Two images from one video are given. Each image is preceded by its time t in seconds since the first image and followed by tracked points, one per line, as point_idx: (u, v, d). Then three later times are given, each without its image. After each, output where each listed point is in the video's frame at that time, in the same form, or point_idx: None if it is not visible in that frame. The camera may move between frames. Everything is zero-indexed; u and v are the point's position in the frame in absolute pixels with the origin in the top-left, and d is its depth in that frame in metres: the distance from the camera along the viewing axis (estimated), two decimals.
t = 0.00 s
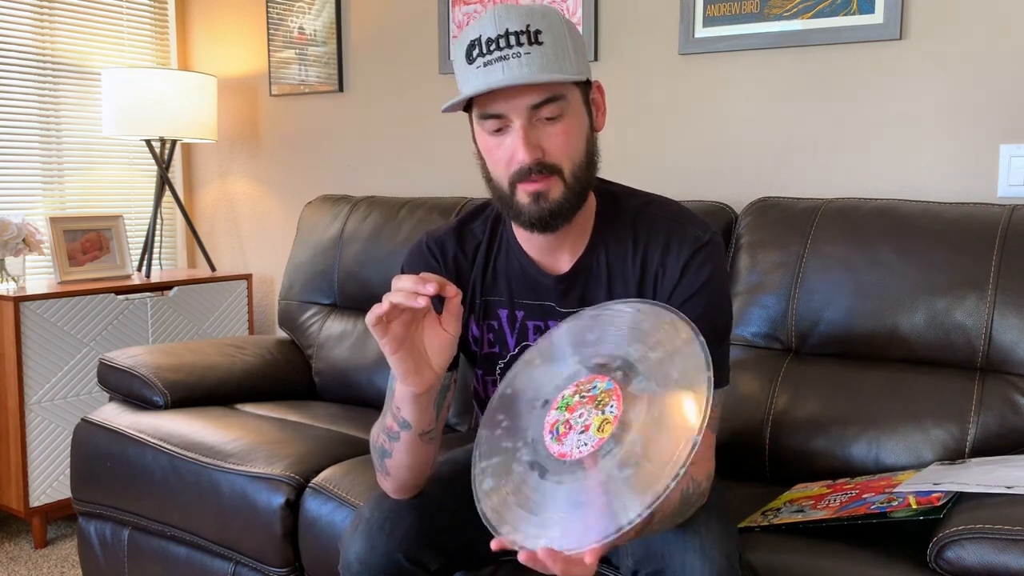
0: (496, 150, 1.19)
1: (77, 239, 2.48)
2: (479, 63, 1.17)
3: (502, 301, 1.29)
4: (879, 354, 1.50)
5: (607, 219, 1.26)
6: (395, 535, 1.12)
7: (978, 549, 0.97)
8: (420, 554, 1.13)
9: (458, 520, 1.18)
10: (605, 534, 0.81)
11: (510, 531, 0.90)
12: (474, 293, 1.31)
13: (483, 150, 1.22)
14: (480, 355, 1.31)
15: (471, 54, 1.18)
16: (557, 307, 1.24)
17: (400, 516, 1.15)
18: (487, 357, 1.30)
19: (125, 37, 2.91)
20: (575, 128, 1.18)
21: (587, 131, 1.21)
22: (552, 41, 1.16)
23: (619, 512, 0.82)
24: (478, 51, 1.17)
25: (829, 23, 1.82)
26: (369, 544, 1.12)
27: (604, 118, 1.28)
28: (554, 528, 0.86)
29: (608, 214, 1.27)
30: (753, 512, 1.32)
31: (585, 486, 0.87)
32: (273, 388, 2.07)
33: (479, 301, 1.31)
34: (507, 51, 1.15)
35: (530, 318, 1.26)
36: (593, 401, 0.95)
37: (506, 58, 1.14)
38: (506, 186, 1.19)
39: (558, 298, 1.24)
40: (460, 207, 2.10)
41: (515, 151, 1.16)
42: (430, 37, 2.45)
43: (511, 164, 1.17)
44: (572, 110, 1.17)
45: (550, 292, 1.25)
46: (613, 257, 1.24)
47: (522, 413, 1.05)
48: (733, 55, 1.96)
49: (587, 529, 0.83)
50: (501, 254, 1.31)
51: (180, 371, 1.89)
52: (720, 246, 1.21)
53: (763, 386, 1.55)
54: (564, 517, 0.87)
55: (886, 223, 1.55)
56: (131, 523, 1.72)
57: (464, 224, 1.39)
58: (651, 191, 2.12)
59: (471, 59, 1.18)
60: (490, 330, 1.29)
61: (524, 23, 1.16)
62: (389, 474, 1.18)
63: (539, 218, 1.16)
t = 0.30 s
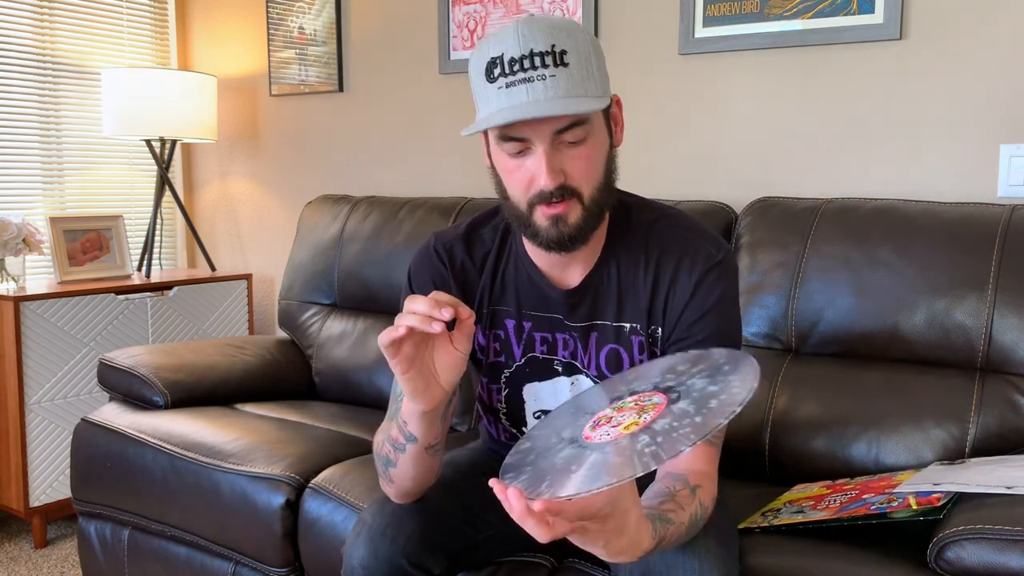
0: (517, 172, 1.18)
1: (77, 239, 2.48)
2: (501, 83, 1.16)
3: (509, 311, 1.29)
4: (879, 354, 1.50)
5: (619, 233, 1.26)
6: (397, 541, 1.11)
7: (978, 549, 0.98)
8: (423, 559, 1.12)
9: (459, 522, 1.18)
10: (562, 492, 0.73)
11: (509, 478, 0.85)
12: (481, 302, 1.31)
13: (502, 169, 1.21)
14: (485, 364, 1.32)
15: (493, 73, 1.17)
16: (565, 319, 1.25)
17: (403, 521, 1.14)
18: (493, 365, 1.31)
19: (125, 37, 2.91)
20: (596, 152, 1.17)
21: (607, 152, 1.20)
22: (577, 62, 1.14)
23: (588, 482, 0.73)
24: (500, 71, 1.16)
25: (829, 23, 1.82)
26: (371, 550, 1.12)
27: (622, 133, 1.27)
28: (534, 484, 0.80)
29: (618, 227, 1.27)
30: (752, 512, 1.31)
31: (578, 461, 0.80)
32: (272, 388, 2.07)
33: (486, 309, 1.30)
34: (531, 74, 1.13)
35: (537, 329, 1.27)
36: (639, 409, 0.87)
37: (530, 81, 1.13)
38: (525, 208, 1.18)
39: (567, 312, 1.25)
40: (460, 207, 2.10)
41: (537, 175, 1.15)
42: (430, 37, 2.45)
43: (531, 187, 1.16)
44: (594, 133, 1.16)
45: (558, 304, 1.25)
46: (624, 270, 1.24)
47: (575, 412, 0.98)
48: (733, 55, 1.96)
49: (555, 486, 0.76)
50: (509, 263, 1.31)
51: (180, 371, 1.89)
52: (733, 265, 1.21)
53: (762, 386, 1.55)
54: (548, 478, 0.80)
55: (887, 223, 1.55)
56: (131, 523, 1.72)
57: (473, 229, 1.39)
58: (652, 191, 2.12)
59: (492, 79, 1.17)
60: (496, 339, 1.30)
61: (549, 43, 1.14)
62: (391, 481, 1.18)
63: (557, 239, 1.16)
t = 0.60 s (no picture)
0: (529, 181, 1.17)
1: (77, 238, 2.48)
2: (515, 91, 1.15)
3: (514, 316, 1.29)
4: (879, 354, 1.50)
5: (626, 240, 1.26)
6: (398, 545, 1.11)
7: (978, 549, 0.98)
8: (424, 562, 1.12)
9: (460, 524, 1.18)
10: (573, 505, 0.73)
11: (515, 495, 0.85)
12: (486, 307, 1.30)
13: (513, 177, 1.20)
14: (489, 368, 1.31)
15: (506, 80, 1.17)
16: (570, 326, 1.25)
17: (404, 525, 1.14)
18: (496, 370, 1.31)
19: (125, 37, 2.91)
20: (608, 163, 1.17)
21: (619, 162, 1.20)
22: (594, 71, 1.14)
23: (598, 491, 0.73)
24: (514, 78, 1.16)
25: (829, 22, 1.82)
26: (372, 553, 1.11)
27: (633, 139, 1.27)
28: (543, 498, 0.80)
29: (624, 234, 1.27)
30: (752, 512, 1.31)
31: (586, 471, 0.80)
32: (272, 388, 2.07)
33: (491, 314, 1.30)
34: (546, 83, 1.13)
35: (542, 335, 1.26)
36: (642, 414, 0.87)
37: (545, 91, 1.13)
38: (536, 217, 1.18)
39: (573, 318, 1.25)
40: (460, 208, 2.10)
41: (550, 186, 1.15)
42: (430, 37, 2.45)
43: (543, 197, 1.16)
44: (607, 143, 1.16)
45: (563, 311, 1.25)
46: (631, 277, 1.24)
47: (576, 421, 0.98)
48: (733, 55, 1.96)
49: (565, 500, 0.76)
50: (513, 267, 1.31)
51: (180, 371, 1.89)
52: (741, 272, 1.21)
53: (762, 386, 1.55)
54: (556, 491, 0.80)
55: (887, 223, 1.55)
56: (131, 523, 1.72)
57: (477, 232, 1.38)
58: (652, 191, 2.12)
59: (506, 85, 1.16)
60: (500, 345, 1.29)
61: (565, 51, 1.14)
62: (393, 487, 1.17)
63: (568, 249, 1.16)
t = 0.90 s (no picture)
0: (533, 184, 1.17)
1: (77, 238, 2.48)
2: (520, 93, 1.15)
3: (516, 317, 1.28)
4: (879, 354, 1.50)
5: (628, 240, 1.26)
6: (399, 546, 1.12)
7: (978, 548, 0.98)
8: (424, 563, 1.12)
9: (461, 524, 1.18)
10: (581, 528, 0.77)
11: (514, 513, 0.87)
12: (488, 307, 1.30)
13: (517, 180, 1.20)
14: (491, 368, 1.31)
15: (511, 84, 1.17)
16: (573, 326, 1.25)
17: (404, 526, 1.14)
18: (498, 371, 1.31)
19: (126, 36, 2.91)
20: (613, 166, 1.17)
21: (623, 165, 1.20)
22: (599, 74, 1.14)
23: (604, 512, 0.77)
24: (519, 81, 1.16)
25: (829, 22, 1.82)
26: (373, 554, 1.11)
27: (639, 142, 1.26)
28: (549, 518, 0.82)
29: (627, 235, 1.27)
30: (752, 512, 1.31)
31: (588, 488, 0.83)
32: (272, 388, 2.07)
33: (493, 315, 1.30)
34: (551, 86, 1.13)
35: (544, 335, 1.26)
36: (632, 419, 0.89)
37: (550, 93, 1.13)
38: (540, 221, 1.18)
39: (575, 319, 1.25)
40: (460, 208, 2.10)
41: (555, 188, 1.15)
42: (430, 37, 2.45)
43: (547, 200, 1.16)
44: (612, 146, 1.16)
45: (566, 312, 1.25)
46: (634, 279, 1.24)
47: (565, 426, 1.00)
48: (733, 55, 1.96)
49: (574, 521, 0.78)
50: (516, 268, 1.31)
51: (180, 371, 1.89)
52: (745, 273, 1.21)
53: (762, 386, 1.55)
54: (561, 509, 0.83)
55: (887, 223, 1.55)
56: (131, 523, 1.72)
57: (480, 232, 1.38)
58: (652, 190, 2.12)
59: (511, 89, 1.17)
60: (502, 345, 1.29)
61: (570, 54, 1.14)
62: (394, 488, 1.17)
63: (575, 250, 1.16)
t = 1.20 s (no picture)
0: (550, 175, 1.17)
1: (77, 238, 2.48)
2: (544, 83, 1.15)
3: (514, 315, 1.28)
4: (879, 354, 1.50)
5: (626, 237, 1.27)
6: (394, 543, 1.12)
7: (978, 549, 0.98)
8: (420, 561, 1.12)
9: (458, 524, 1.18)
10: (645, 530, 0.81)
11: (554, 501, 0.90)
12: (486, 307, 1.30)
13: (530, 172, 1.19)
14: (489, 367, 1.31)
15: (533, 72, 1.16)
16: (569, 325, 1.25)
17: (400, 524, 1.14)
18: (495, 369, 1.31)
19: (126, 36, 2.91)
20: (625, 159, 1.18)
21: (632, 162, 1.21)
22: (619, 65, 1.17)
23: (668, 516, 0.81)
24: (541, 70, 1.16)
25: (829, 22, 1.82)
26: (367, 551, 1.12)
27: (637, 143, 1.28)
28: (598, 513, 0.86)
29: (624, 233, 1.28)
30: (752, 511, 1.31)
31: (639, 484, 0.86)
32: (272, 388, 2.07)
33: (491, 314, 1.30)
34: (576, 74, 1.14)
35: (542, 333, 1.26)
36: (675, 411, 0.92)
37: (575, 80, 1.14)
38: (554, 213, 1.17)
39: (573, 315, 1.25)
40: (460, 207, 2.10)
41: (576, 178, 1.15)
42: (430, 37, 2.46)
43: (566, 190, 1.16)
44: (627, 139, 1.18)
45: (563, 309, 1.25)
46: (631, 273, 1.25)
47: (585, 406, 1.01)
48: (733, 55, 1.96)
49: (632, 522, 0.82)
50: (514, 267, 1.31)
51: (180, 371, 1.89)
52: (739, 267, 1.23)
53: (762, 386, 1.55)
54: (612, 504, 0.86)
55: (887, 223, 1.55)
56: (131, 523, 1.72)
57: (476, 232, 1.38)
58: (652, 190, 2.12)
59: (533, 77, 1.16)
60: (500, 343, 1.29)
61: (592, 45, 1.16)
62: (388, 484, 1.17)
63: (586, 243, 1.16)
